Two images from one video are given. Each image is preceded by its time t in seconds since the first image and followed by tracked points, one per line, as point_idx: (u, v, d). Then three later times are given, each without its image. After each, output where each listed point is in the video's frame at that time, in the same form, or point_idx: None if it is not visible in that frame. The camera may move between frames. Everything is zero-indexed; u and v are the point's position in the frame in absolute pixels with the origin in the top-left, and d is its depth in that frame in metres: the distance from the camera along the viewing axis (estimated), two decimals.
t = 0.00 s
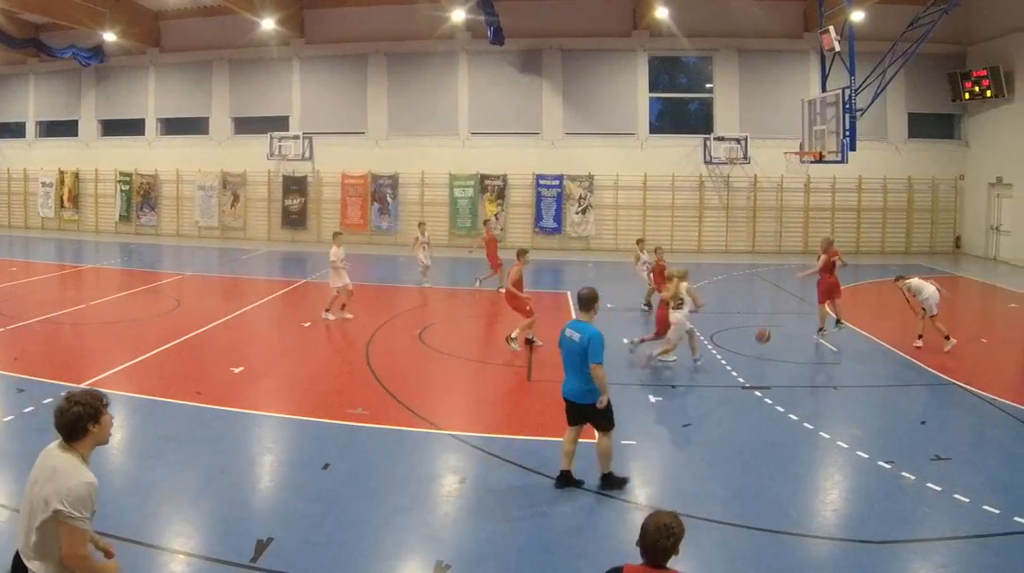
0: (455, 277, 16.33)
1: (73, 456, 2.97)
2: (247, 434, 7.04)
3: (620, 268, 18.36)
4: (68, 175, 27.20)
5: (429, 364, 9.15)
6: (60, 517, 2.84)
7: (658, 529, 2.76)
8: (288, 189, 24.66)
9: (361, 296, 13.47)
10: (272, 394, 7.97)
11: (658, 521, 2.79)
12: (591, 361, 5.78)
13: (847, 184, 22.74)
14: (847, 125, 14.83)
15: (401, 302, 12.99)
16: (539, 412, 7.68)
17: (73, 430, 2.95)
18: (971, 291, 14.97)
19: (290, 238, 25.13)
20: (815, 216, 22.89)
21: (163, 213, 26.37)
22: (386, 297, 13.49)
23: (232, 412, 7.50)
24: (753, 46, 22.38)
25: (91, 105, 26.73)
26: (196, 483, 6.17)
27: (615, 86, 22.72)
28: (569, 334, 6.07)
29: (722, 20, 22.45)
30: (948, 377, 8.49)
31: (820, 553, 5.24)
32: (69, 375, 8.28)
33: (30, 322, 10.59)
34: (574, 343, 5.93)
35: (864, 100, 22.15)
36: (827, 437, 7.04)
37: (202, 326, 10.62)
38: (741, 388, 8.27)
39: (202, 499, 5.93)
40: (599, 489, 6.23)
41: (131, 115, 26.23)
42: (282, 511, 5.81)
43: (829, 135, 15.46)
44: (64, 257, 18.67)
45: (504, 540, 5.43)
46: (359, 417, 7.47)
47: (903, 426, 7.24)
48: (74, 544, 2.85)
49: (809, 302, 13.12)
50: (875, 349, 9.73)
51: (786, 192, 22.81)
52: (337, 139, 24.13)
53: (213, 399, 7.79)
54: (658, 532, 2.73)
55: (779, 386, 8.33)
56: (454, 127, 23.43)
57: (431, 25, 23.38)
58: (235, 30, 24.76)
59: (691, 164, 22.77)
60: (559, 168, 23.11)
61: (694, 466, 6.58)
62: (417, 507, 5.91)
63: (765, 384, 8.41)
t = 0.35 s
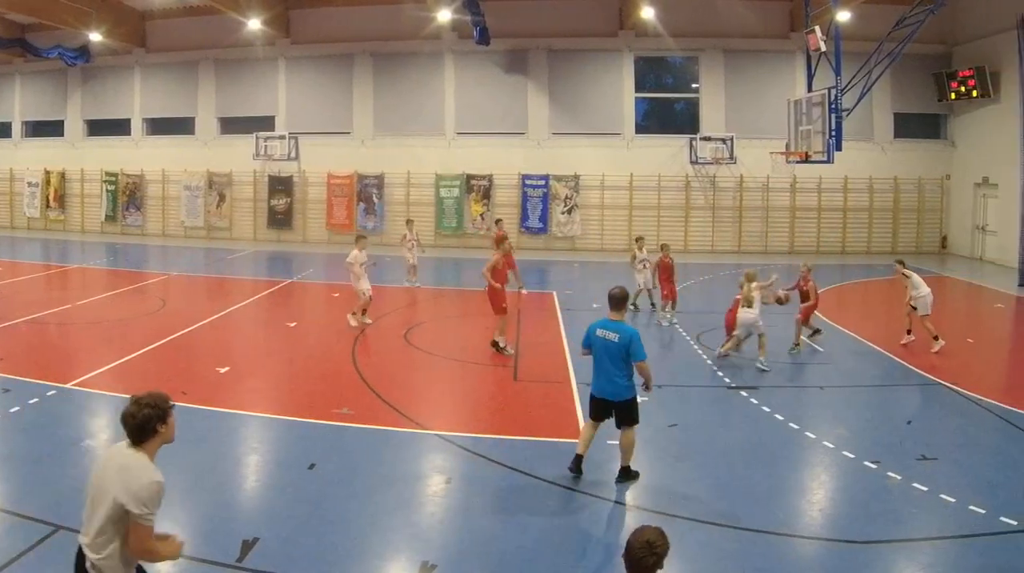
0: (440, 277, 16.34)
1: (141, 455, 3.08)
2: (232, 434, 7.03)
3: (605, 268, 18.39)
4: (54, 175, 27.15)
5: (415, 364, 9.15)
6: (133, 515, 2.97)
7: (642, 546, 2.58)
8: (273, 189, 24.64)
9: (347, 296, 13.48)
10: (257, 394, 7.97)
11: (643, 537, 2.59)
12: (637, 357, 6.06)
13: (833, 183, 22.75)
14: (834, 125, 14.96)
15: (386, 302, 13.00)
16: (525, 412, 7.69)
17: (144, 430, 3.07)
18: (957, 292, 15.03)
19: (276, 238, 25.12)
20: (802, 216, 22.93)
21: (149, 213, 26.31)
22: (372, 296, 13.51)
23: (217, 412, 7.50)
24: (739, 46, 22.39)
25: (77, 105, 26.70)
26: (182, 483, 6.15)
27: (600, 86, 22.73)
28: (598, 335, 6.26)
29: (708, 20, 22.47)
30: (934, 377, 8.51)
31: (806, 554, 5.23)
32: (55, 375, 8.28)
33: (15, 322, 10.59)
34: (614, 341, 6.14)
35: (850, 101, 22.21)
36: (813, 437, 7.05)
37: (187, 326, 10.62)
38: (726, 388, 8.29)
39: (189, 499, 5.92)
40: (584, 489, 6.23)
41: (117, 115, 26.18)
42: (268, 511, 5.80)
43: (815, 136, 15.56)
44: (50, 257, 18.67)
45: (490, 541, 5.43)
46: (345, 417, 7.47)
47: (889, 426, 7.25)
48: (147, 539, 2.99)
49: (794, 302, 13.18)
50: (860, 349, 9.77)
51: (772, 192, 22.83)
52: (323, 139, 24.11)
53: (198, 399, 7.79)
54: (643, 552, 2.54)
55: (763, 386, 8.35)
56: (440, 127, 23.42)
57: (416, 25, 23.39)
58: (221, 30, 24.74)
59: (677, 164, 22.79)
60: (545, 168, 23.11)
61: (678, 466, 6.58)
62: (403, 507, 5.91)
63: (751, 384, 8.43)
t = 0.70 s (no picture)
0: (424, 277, 16.38)
1: (198, 419, 3.22)
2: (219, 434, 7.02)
3: (591, 268, 18.42)
4: (40, 175, 27.09)
5: (401, 364, 9.17)
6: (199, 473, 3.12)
7: (637, 478, 2.72)
8: (259, 189, 24.60)
9: (333, 296, 13.50)
10: (243, 394, 7.98)
11: (637, 468, 2.76)
12: (632, 356, 6.03)
13: (819, 183, 22.78)
14: (819, 125, 15.14)
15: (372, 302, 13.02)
16: (510, 412, 7.70)
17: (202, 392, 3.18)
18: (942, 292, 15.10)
19: (262, 238, 25.09)
20: (787, 216, 22.96)
21: (135, 213, 26.24)
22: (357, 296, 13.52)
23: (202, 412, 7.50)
24: (726, 46, 22.45)
25: (63, 105, 26.65)
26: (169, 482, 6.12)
27: (586, 86, 22.76)
28: (598, 333, 6.27)
29: (694, 20, 22.54)
30: (922, 377, 8.57)
31: (792, 554, 5.22)
32: (40, 375, 8.28)
33: None
34: (612, 340, 6.14)
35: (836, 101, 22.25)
36: (799, 437, 7.05)
37: (173, 326, 10.62)
38: (712, 388, 8.31)
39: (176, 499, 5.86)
40: (569, 489, 6.23)
41: (103, 115, 26.13)
42: (254, 511, 5.77)
43: (801, 136, 15.72)
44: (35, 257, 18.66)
45: (476, 540, 5.41)
46: (330, 417, 7.47)
47: (875, 426, 7.27)
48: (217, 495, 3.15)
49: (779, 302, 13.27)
50: (842, 349, 9.82)
51: (758, 191, 22.86)
52: (310, 139, 24.10)
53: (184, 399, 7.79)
54: (638, 479, 2.68)
55: (747, 387, 8.39)
56: (426, 127, 23.42)
57: (402, 25, 23.40)
58: (207, 30, 24.74)
59: (663, 165, 22.83)
60: (531, 168, 23.11)
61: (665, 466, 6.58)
62: (389, 507, 5.89)
63: (736, 384, 8.48)
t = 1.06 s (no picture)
0: (410, 278, 16.42)
1: (251, 423, 3.32)
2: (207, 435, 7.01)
3: (578, 268, 18.44)
4: (27, 175, 27.00)
5: (389, 364, 9.19)
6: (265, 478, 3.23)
7: (619, 508, 2.75)
8: (246, 189, 24.57)
9: (321, 296, 13.51)
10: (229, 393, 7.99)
11: (621, 500, 2.78)
12: (618, 356, 5.98)
13: (806, 183, 22.81)
14: (807, 125, 15.23)
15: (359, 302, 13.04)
16: (497, 412, 7.72)
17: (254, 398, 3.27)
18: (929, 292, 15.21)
19: (249, 238, 25.06)
20: (773, 216, 22.99)
21: (123, 214, 26.18)
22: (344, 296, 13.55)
23: (190, 412, 7.50)
24: (713, 45, 22.50)
25: (50, 105, 26.60)
26: (156, 482, 6.11)
27: (574, 86, 22.76)
28: (588, 330, 6.25)
29: (682, 20, 22.58)
30: (910, 377, 8.64)
31: (779, 554, 5.20)
32: (27, 375, 8.29)
33: None
34: (600, 339, 6.11)
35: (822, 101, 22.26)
36: (786, 437, 7.06)
37: (161, 326, 10.63)
38: (700, 389, 8.32)
39: (164, 498, 5.84)
40: (556, 490, 6.22)
41: (90, 115, 26.07)
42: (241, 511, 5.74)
43: (788, 136, 15.85)
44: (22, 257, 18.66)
45: (463, 540, 5.40)
46: (317, 417, 7.48)
47: (863, 425, 7.31)
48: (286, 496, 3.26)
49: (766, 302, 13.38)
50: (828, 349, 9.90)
51: (745, 191, 22.90)
52: (297, 139, 24.06)
53: (171, 399, 7.80)
54: (620, 510, 2.71)
55: (734, 387, 8.43)
56: (414, 127, 23.42)
57: (389, 25, 23.39)
58: (194, 30, 24.73)
59: (650, 164, 22.85)
60: (518, 168, 23.10)
61: (652, 466, 6.58)
62: (376, 507, 5.88)
63: (723, 384, 8.53)
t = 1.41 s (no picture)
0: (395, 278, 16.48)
1: (262, 412, 3.36)
2: (194, 435, 7.02)
3: (563, 268, 18.46)
4: (12, 175, 26.94)
5: (374, 364, 9.22)
6: (273, 469, 3.28)
7: (602, 509, 2.79)
8: (232, 189, 24.56)
9: (307, 296, 13.54)
10: (215, 393, 8.01)
11: (605, 502, 2.83)
12: (602, 357, 5.98)
13: (792, 183, 22.85)
14: (793, 125, 15.32)
15: (344, 302, 13.07)
16: (482, 412, 7.75)
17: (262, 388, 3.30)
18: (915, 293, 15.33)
19: (235, 238, 25.05)
20: (759, 216, 23.04)
21: (109, 213, 26.14)
22: (331, 296, 13.58)
23: (176, 412, 7.51)
24: (698, 45, 22.55)
25: (36, 105, 26.56)
26: (142, 481, 6.11)
27: (560, 86, 22.76)
28: (572, 330, 6.25)
29: (668, 20, 22.62)
30: (894, 377, 8.82)
31: (765, 554, 5.16)
32: (12, 375, 8.29)
33: None
34: (585, 338, 6.11)
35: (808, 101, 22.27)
36: (772, 437, 7.07)
37: (147, 326, 10.63)
38: (687, 390, 8.36)
39: (150, 498, 5.83)
40: (541, 489, 6.21)
41: (76, 115, 26.04)
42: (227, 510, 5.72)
43: (774, 136, 15.92)
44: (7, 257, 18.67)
45: (449, 539, 5.37)
46: (303, 416, 7.48)
47: (849, 426, 7.33)
48: (293, 488, 3.31)
49: (753, 302, 13.44)
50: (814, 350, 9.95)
51: (731, 191, 22.95)
52: (283, 139, 24.04)
53: (156, 399, 7.82)
54: (601, 512, 2.75)
55: (720, 388, 8.47)
56: (400, 127, 23.42)
57: (375, 25, 23.39)
58: (179, 31, 24.72)
59: (636, 164, 22.88)
60: (504, 168, 23.11)
61: (639, 465, 6.59)
62: (362, 506, 5.85)
63: (709, 385, 8.59)
